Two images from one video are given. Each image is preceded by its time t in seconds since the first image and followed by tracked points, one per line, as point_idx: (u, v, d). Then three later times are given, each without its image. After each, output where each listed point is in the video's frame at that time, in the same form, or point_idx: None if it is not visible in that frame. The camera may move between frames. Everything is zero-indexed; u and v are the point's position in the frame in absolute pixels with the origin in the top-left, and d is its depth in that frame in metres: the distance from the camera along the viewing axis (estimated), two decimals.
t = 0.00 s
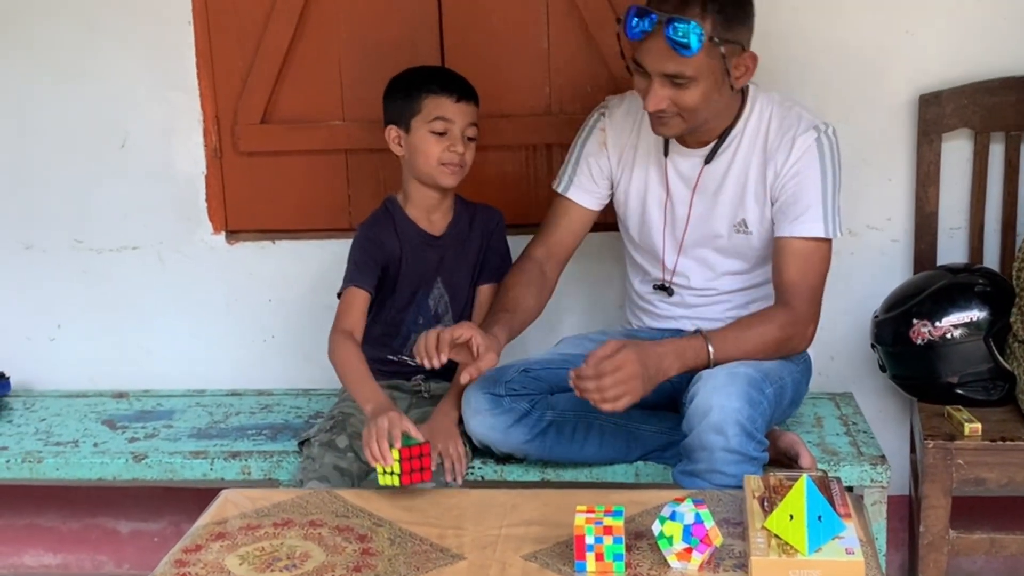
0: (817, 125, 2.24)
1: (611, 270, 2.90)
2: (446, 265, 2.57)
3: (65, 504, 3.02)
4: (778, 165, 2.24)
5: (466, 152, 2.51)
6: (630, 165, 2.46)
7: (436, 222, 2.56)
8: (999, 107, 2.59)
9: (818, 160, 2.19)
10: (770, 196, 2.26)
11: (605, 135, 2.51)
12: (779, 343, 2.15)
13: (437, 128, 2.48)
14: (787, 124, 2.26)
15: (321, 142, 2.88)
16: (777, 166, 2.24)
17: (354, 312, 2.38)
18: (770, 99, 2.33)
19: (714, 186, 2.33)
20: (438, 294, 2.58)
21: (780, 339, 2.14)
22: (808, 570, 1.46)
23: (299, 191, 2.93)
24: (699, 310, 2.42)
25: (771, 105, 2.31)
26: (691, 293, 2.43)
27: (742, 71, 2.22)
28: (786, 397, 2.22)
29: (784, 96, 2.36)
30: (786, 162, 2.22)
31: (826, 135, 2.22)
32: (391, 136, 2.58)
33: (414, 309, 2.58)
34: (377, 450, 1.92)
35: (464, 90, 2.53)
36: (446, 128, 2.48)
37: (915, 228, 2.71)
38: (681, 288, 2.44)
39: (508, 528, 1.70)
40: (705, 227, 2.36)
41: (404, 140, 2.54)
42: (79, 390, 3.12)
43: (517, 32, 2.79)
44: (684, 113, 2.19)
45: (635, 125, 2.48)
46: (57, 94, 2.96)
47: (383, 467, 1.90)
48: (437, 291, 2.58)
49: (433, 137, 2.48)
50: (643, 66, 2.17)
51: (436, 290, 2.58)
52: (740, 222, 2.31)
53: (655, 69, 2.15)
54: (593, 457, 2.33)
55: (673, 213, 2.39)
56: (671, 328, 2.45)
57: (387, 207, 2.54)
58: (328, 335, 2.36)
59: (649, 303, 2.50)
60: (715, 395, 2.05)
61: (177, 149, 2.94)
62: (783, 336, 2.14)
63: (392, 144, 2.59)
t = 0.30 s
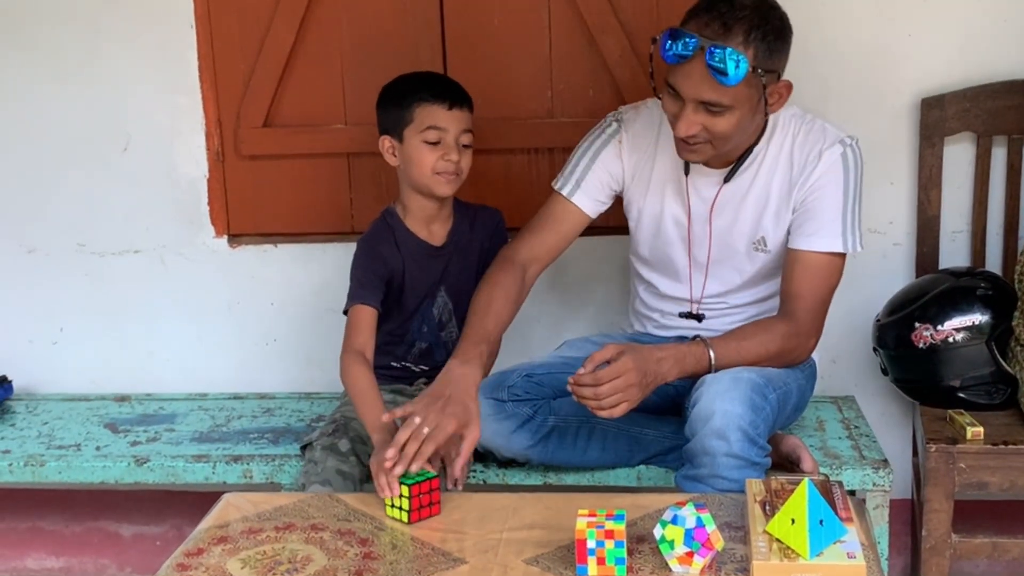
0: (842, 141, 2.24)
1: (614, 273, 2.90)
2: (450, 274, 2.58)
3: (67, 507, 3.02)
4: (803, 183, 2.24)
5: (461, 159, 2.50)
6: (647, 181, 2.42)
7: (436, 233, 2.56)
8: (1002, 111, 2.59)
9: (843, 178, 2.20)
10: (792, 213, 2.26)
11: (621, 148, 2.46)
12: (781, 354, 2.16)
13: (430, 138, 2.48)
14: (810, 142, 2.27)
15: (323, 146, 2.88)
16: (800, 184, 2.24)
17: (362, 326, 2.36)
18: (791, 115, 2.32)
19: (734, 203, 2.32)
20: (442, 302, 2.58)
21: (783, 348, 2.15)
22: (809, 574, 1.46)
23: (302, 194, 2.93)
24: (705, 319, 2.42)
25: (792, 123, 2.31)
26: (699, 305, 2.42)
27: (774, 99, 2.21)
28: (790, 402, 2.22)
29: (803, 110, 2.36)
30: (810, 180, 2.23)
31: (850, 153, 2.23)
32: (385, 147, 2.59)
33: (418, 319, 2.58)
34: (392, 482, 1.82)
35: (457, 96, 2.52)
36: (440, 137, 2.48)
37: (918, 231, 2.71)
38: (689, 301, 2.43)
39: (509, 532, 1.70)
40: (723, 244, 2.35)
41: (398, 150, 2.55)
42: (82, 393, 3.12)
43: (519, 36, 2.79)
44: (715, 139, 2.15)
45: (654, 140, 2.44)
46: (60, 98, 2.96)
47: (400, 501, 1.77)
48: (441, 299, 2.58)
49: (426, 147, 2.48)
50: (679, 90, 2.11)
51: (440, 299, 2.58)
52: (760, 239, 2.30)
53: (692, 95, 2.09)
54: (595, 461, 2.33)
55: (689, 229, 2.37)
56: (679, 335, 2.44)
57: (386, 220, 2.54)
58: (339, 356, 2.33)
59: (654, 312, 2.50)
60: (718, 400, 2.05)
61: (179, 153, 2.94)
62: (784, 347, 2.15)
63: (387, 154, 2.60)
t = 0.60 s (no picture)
0: (845, 137, 2.26)
1: (613, 266, 2.90)
2: (437, 265, 2.57)
3: (66, 503, 3.02)
4: (806, 180, 2.25)
5: (429, 159, 2.46)
6: (651, 181, 2.39)
7: (421, 226, 2.55)
8: (999, 104, 2.59)
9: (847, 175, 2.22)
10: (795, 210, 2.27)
11: (625, 148, 2.41)
12: (780, 348, 2.16)
13: (392, 145, 2.45)
14: (813, 138, 2.28)
15: (321, 141, 2.88)
16: (803, 180, 2.26)
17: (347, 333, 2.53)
18: (793, 112, 2.32)
19: (739, 202, 2.32)
20: (431, 292, 2.58)
21: (780, 343, 2.15)
22: (809, 566, 1.46)
23: (299, 189, 2.93)
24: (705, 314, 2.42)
25: (793, 119, 2.31)
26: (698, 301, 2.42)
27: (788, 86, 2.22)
28: (788, 395, 2.23)
29: (803, 106, 2.36)
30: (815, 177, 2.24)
31: (854, 149, 2.24)
32: (363, 150, 2.58)
33: (410, 312, 2.59)
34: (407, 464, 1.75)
35: (415, 92, 2.45)
36: (401, 142, 2.44)
37: (915, 225, 2.71)
38: (689, 297, 2.43)
39: (509, 526, 1.70)
40: (725, 242, 2.35)
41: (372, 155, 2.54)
42: (79, 389, 3.12)
43: (516, 31, 2.79)
44: (731, 127, 2.14)
45: (657, 140, 2.41)
46: (57, 93, 2.96)
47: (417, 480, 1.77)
48: (430, 291, 2.58)
49: (391, 154, 2.45)
50: (697, 74, 2.10)
51: (429, 290, 2.58)
52: (762, 236, 2.32)
53: (713, 79, 2.09)
54: (594, 456, 2.34)
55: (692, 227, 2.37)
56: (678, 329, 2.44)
57: (371, 218, 2.56)
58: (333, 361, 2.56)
59: (653, 307, 2.49)
60: (716, 394, 2.05)
61: (176, 149, 2.94)
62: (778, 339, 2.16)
63: (366, 157, 2.60)
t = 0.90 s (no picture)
0: (822, 122, 2.23)
1: (609, 261, 2.89)
2: (409, 251, 2.55)
3: (59, 497, 3.01)
4: (787, 165, 2.23)
5: (412, 141, 2.46)
6: (634, 170, 2.39)
7: (397, 211, 2.55)
8: (992, 96, 2.59)
9: (825, 160, 2.19)
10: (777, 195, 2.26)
11: (607, 138, 2.41)
12: (766, 337, 2.17)
13: (377, 123, 2.46)
14: (793, 122, 2.26)
15: (313, 133, 2.87)
16: (783, 165, 2.24)
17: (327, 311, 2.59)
18: (771, 98, 2.31)
19: (723, 188, 2.31)
20: (404, 279, 2.57)
21: (766, 332, 2.16)
22: (803, 558, 1.46)
23: (292, 181, 2.92)
24: (694, 303, 2.42)
25: (773, 105, 2.30)
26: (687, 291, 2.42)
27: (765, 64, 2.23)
28: (779, 385, 2.22)
29: (783, 92, 2.35)
30: (794, 162, 2.22)
31: (831, 134, 2.22)
32: (347, 131, 2.58)
33: (385, 299, 2.58)
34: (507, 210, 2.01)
35: (405, 76, 2.47)
36: (386, 121, 2.45)
37: (909, 217, 2.71)
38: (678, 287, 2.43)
39: (502, 519, 1.70)
40: (711, 229, 2.34)
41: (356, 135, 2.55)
42: (72, 383, 3.11)
43: (509, 23, 2.78)
44: (714, 91, 2.14)
45: (639, 129, 2.41)
46: (48, 85, 2.94)
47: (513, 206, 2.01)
48: (403, 277, 2.57)
49: (376, 132, 2.46)
50: (681, 36, 2.11)
51: (402, 277, 2.57)
52: (746, 223, 2.31)
53: (697, 38, 2.09)
54: (587, 448, 2.33)
55: (676, 216, 2.37)
56: (671, 321, 2.44)
57: (349, 201, 2.58)
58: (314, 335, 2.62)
59: (644, 299, 2.49)
60: (705, 385, 2.05)
61: (168, 141, 2.93)
62: (771, 330, 2.16)
63: (349, 138, 2.60)
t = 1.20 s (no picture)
0: (818, 113, 2.23)
1: (608, 251, 2.88)
2: (402, 239, 2.56)
3: (54, 488, 3.00)
4: (783, 155, 2.23)
5: (409, 127, 2.47)
6: (631, 160, 2.39)
7: (393, 199, 2.56)
8: (989, 88, 2.59)
9: (821, 151, 2.19)
10: (773, 185, 2.26)
11: (604, 128, 2.40)
12: (762, 329, 2.17)
13: (374, 110, 2.47)
14: (789, 113, 2.26)
15: (309, 124, 2.86)
16: (779, 155, 2.24)
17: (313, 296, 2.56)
18: (767, 88, 2.31)
19: (719, 178, 2.31)
20: (398, 267, 2.57)
21: (761, 324, 2.16)
22: (801, 549, 1.46)
23: (288, 173, 2.91)
24: (691, 294, 2.40)
25: (770, 95, 2.30)
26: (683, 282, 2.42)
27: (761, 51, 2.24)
28: (776, 377, 2.22)
29: (780, 83, 2.35)
30: (790, 153, 2.22)
31: (827, 126, 2.22)
32: (343, 123, 2.58)
33: (379, 286, 2.58)
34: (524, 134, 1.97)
35: (401, 64, 2.49)
36: (382, 108, 2.46)
37: (905, 210, 2.71)
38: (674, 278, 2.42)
39: (499, 510, 1.69)
40: (707, 219, 2.34)
41: (353, 125, 2.55)
42: (67, 374, 3.10)
43: (506, 14, 2.77)
44: (711, 72, 2.14)
45: (635, 119, 2.40)
46: (42, 75, 2.93)
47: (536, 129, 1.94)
48: (397, 265, 2.57)
49: (372, 119, 2.47)
50: (679, 16, 2.11)
51: (395, 265, 2.57)
52: (743, 213, 2.30)
53: (694, 17, 2.09)
54: (584, 440, 2.33)
55: (673, 206, 2.36)
56: (671, 312, 2.43)
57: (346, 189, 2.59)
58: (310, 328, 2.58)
59: (641, 290, 2.48)
60: (702, 376, 2.04)
61: (163, 131, 2.91)
62: (766, 321, 2.16)
63: (345, 131, 2.59)
